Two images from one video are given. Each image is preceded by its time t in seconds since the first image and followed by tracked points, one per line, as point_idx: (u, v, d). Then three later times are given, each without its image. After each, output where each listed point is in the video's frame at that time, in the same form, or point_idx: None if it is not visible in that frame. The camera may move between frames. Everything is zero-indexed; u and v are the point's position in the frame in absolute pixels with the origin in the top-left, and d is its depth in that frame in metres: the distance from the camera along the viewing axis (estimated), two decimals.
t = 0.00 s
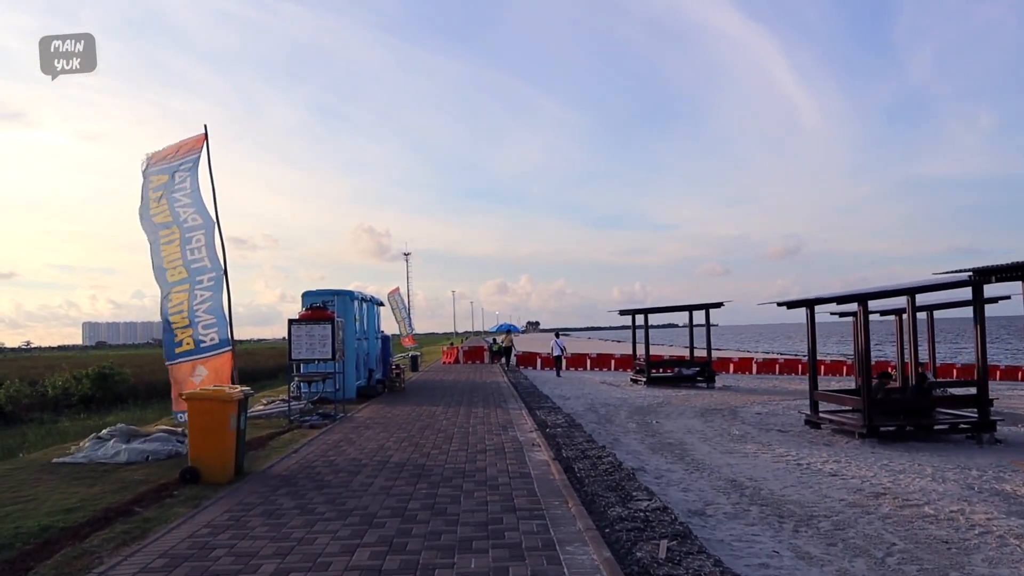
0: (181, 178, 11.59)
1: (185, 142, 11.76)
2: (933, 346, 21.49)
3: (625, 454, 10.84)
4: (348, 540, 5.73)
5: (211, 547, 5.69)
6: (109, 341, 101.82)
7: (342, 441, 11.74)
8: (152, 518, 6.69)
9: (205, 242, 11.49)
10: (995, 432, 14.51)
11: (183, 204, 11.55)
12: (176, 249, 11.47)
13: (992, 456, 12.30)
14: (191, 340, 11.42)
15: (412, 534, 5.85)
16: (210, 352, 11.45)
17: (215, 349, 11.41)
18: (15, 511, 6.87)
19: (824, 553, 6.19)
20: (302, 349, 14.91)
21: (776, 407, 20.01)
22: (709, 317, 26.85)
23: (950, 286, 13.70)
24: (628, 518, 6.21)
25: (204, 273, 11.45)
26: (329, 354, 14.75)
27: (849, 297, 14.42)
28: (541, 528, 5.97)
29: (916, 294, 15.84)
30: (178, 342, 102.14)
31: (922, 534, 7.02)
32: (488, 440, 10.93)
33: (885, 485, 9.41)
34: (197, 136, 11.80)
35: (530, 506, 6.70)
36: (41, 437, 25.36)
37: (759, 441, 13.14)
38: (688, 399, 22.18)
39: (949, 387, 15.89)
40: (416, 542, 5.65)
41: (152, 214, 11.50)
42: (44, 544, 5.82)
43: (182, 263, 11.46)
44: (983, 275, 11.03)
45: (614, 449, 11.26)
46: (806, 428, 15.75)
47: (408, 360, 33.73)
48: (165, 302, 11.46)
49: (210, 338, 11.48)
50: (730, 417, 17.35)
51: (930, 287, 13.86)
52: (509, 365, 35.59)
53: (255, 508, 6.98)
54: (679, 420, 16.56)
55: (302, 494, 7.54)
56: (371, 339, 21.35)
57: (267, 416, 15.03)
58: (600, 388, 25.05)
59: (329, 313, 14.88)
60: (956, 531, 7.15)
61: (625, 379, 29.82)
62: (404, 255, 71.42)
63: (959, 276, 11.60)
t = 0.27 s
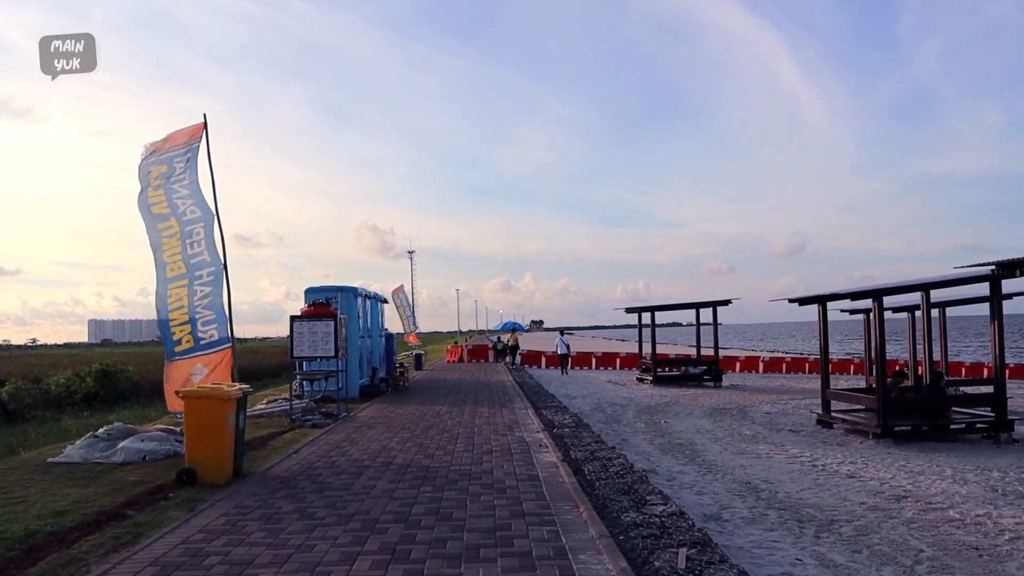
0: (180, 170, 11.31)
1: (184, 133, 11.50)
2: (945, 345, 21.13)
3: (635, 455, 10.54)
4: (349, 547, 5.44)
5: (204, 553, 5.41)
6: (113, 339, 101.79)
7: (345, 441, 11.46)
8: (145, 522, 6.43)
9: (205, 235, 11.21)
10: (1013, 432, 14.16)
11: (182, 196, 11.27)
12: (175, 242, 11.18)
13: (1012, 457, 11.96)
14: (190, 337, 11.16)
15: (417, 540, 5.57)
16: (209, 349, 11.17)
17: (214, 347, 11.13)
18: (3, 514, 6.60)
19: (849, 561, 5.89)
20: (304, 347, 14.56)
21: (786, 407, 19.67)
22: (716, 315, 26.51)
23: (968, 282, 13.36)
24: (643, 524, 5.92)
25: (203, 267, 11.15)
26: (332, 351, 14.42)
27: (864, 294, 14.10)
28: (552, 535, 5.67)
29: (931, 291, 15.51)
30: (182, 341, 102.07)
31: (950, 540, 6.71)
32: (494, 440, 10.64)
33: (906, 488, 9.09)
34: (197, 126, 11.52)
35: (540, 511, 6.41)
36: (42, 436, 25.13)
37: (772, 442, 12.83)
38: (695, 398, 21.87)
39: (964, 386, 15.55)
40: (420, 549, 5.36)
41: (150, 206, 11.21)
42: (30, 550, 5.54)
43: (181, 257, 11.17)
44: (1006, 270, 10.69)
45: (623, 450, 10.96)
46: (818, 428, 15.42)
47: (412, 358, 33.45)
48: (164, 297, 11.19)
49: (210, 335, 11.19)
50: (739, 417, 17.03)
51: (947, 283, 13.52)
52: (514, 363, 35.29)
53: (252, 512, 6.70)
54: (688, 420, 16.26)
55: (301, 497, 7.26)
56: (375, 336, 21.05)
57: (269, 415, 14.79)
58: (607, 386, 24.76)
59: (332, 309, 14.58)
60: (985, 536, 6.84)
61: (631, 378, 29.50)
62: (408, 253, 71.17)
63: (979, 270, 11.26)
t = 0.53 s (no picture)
0: (179, 163, 11.06)
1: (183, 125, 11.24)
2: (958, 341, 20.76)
3: (646, 454, 10.26)
4: (350, 555, 5.18)
5: (198, 562, 5.14)
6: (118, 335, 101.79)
7: (347, 440, 11.21)
8: (139, 527, 6.18)
9: (204, 229, 10.97)
10: None
11: (181, 189, 11.02)
12: (174, 237, 10.95)
13: None
14: (190, 332, 10.92)
15: (422, 548, 5.30)
16: (209, 345, 10.92)
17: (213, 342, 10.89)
18: None
19: (875, 569, 5.60)
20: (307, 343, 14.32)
21: (796, 404, 19.36)
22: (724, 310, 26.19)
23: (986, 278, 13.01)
24: (659, 530, 5.64)
25: (203, 262, 10.93)
26: (334, 347, 14.17)
27: (878, 290, 13.77)
28: (563, 542, 5.38)
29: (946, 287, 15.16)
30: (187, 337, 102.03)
31: (978, 546, 6.42)
32: (500, 439, 10.37)
33: (926, 489, 8.79)
34: (197, 119, 11.25)
35: (550, 515, 6.13)
36: (44, 432, 24.96)
37: (784, 440, 12.53)
38: (703, 394, 21.58)
39: (980, 383, 15.22)
40: (426, 557, 5.09)
41: (148, 199, 10.97)
42: (16, 558, 5.29)
43: (180, 252, 10.94)
44: None
45: (633, 449, 10.67)
46: (830, 426, 15.11)
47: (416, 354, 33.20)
48: (163, 292, 10.95)
49: (210, 331, 10.95)
50: (749, 414, 16.74)
51: (965, 279, 13.18)
52: (519, 359, 35.03)
53: (250, 517, 6.45)
54: (697, 417, 15.97)
55: (302, 499, 6.99)
56: (378, 332, 20.80)
57: (271, 413, 14.57)
58: (613, 383, 24.47)
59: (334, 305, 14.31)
60: (1014, 542, 6.54)
61: (637, 374, 29.20)
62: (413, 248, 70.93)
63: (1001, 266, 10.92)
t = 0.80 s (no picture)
0: (178, 153, 10.85)
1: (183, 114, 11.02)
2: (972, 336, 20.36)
3: (658, 453, 9.98)
4: (351, 559, 4.92)
5: (190, 566, 4.91)
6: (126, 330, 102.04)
7: (351, 436, 10.97)
8: (132, 529, 5.96)
9: (204, 220, 10.81)
10: None
11: (179, 179, 10.81)
12: (172, 228, 10.75)
13: None
14: (188, 327, 10.74)
15: (427, 552, 5.04)
16: (210, 339, 10.76)
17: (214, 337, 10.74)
18: None
19: None
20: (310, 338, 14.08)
21: (808, 400, 19.02)
22: (733, 305, 25.84)
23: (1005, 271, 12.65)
24: (676, 535, 5.34)
25: (203, 254, 10.78)
26: (338, 341, 13.94)
27: (894, 283, 13.43)
28: (576, 546, 5.10)
29: (963, 281, 14.80)
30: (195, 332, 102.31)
31: (1011, 550, 6.10)
32: (508, 436, 10.11)
33: (950, 490, 8.47)
34: (197, 107, 11.02)
35: (561, 517, 5.86)
36: (49, 428, 24.82)
37: (798, 437, 12.23)
38: (713, 390, 21.27)
39: (998, 379, 14.85)
40: (431, 562, 4.83)
41: (145, 190, 10.74)
42: None
43: (179, 244, 10.75)
44: None
45: (645, 447, 10.38)
46: (844, 422, 14.79)
47: (423, 350, 32.99)
48: (161, 285, 10.74)
49: (210, 324, 10.81)
50: (761, 410, 16.42)
51: (983, 272, 12.82)
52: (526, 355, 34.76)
53: (247, 518, 6.22)
54: (709, 414, 15.66)
55: (302, 499, 6.75)
56: (384, 327, 20.57)
57: (274, 409, 14.36)
58: (622, 378, 24.18)
59: (338, 297, 14.08)
60: None
61: (646, 370, 28.87)
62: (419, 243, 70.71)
63: None
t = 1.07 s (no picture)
0: (180, 141, 10.56)
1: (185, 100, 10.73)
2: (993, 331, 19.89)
3: (673, 450, 9.69)
4: (352, 565, 4.68)
5: (183, 571, 4.69)
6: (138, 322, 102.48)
7: (357, 432, 10.72)
8: (125, 532, 5.72)
9: (206, 209, 10.51)
10: None
11: (181, 168, 10.55)
12: (174, 220, 10.52)
13: None
14: (192, 320, 10.59)
15: (433, 558, 4.78)
16: (214, 333, 10.59)
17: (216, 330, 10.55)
18: None
19: None
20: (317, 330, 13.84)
21: (824, 394, 18.66)
22: (747, 298, 25.44)
23: None
24: (695, 541, 5.06)
25: (205, 246, 10.52)
26: (345, 334, 13.68)
27: (915, 276, 13.04)
28: (590, 552, 4.83)
29: (985, 274, 14.38)
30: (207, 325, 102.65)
31: None
32: (518, 432, 9.85)
33: (978, 491, 8.13)
34: (198, 95, 10.75)
35: (574, 521, 5.58)
36: (59, 419, 24.77)
37: (815, 434, 11.90)
38: (727, 384, 20.91)
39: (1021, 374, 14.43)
40: (436, 570, 4.57)
41: (148, 181, 10.54)
42: None
43: (181, 236, 10.53)
44: None
45: (659, 444, 10.09)
46: (862, 418, 14.43)
47: (432, 342, 32.78)
48: (164, 278, 10.57)
49: (213, 318, 10.58)
50: (777, 405, 16.07)
51: (1008, 265, 12.41)
52: (536, 348, 34.47)
53: (245, 520, 5.98)
54: (723, 409, 15.34)
55: (303, 499, 6.52)
56: (393, 319, 20.32)
57: (280, 402, 14.17)
58: (633, 372, 23.86)
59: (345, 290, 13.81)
60: None
61: (658, 363, 28.54)
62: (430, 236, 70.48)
63: None
